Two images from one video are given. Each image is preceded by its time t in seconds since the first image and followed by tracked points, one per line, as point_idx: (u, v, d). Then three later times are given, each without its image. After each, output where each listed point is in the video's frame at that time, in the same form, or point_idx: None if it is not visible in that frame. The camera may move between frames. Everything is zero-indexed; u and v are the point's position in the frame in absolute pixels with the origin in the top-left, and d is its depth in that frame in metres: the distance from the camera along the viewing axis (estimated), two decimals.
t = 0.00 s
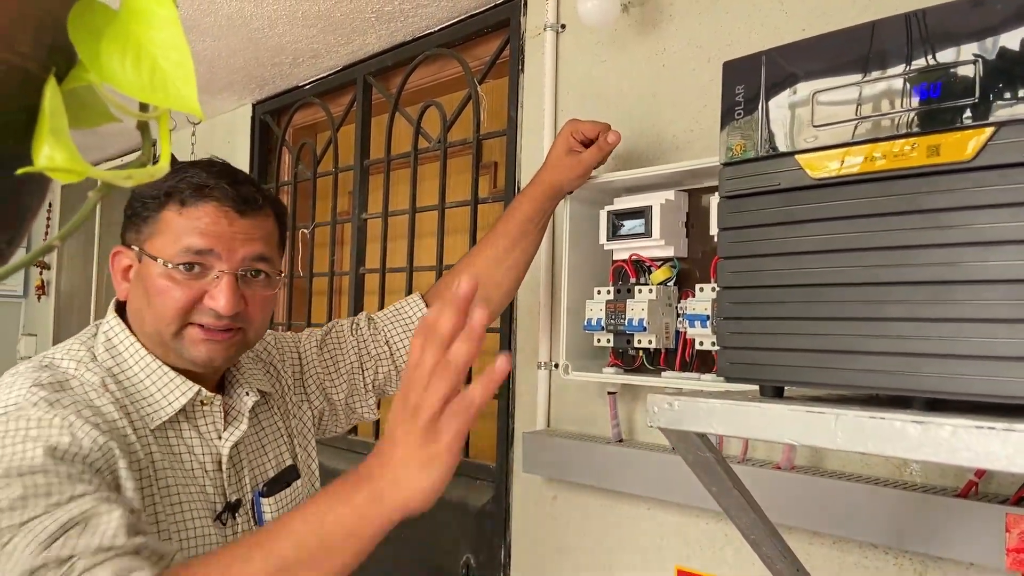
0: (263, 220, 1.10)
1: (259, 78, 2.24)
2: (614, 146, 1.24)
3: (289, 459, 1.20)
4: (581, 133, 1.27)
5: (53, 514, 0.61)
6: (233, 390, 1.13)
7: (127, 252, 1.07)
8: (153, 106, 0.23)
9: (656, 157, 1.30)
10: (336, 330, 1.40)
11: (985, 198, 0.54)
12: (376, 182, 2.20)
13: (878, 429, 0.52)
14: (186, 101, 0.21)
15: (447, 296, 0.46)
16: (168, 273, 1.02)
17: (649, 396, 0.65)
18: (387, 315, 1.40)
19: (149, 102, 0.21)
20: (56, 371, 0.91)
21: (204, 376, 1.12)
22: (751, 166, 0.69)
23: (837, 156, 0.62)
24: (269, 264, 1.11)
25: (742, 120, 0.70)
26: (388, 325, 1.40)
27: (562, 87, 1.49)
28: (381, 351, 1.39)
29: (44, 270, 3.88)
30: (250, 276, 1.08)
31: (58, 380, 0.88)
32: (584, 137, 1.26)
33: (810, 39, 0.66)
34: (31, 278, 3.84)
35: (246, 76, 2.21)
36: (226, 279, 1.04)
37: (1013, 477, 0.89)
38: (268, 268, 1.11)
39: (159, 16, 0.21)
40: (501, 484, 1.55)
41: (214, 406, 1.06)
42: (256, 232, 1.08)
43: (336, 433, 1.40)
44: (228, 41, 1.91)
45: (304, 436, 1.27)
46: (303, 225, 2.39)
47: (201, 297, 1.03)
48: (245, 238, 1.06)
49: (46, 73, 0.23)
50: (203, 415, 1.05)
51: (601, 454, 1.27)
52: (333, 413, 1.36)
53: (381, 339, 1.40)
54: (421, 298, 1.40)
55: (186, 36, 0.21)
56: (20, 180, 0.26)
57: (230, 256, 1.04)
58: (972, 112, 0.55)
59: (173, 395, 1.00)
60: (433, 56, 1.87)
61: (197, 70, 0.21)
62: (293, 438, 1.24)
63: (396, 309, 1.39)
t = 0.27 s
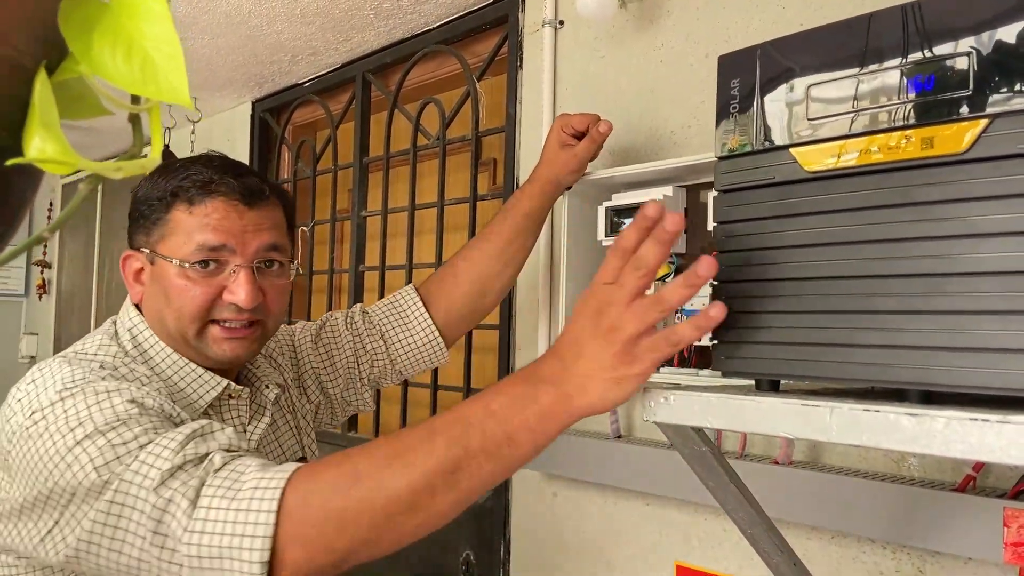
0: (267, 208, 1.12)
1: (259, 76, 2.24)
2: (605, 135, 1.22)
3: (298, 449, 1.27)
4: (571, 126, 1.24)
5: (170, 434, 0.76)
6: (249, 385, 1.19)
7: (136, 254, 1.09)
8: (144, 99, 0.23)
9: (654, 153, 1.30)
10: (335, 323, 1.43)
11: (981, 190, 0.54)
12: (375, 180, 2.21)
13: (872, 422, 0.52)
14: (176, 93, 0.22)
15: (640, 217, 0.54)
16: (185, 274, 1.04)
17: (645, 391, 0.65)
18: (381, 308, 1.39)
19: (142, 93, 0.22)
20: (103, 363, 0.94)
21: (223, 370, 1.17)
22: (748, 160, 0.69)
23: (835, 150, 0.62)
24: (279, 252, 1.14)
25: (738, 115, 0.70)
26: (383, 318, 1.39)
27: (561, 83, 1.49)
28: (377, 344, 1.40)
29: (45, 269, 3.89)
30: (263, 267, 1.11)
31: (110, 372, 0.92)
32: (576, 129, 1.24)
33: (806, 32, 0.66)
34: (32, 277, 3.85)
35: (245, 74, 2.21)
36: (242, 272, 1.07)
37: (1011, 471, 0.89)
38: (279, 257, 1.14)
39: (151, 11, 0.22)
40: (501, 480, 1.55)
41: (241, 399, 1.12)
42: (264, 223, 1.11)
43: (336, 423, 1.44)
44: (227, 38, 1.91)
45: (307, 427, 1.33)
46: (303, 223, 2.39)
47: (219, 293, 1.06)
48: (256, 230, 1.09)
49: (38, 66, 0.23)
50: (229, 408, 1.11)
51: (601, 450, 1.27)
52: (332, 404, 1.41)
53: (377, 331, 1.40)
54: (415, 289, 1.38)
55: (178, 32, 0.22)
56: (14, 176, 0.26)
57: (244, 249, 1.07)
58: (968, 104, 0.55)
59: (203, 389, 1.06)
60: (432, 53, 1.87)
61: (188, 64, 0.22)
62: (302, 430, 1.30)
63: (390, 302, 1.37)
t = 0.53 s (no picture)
0: (326, 220, 1.14)
1: (257, 74, 2.23)
2: (599, 127, 1.23)
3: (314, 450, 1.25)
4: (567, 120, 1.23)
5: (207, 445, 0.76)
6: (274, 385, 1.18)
7: (183, 255, 1.10)
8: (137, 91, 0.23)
9: (654, 150, 1.30)
10: (345, 324, 1.40)
11: (980, 184, 0.54)
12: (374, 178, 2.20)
13: (872, 417, 0.51)
14: (167, 83, 0.22)
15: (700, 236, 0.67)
16: (248, 280, 1.05)
17: (644, 386, 0.65)
18: (393, 310, 1.38)
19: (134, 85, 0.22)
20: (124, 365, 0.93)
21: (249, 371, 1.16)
22: (747, 155, 0.68)
23: (833, 145, 0.62)
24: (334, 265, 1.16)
25: (736, 111, 0.69)
26: (395, 320, 1.38)
27: (560, 80, 1.49)
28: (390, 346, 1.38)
29: (43, 268, 3.88)
30: (321, 281, 1.13)
31: (134, 376, 0.91)
32: (570, 124, 1.22)
33: (804, 27, 0.65)
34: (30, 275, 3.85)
35: (244, 72, 2.20)
36: (302, 285, 1.08)
37: (1012, 466, 0.89)
38: (334, 271, 1.16)
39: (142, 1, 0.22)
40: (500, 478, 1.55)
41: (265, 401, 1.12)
42: (326, 236, 1.13)
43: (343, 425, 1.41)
44: (225, 35, 1.91)
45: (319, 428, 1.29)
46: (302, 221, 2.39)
47: (278, 304, 1.07)
48: (318, 243, 1.11)
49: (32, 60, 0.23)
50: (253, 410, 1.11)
51: (601, 447, 1.27)
52: (340, 406, 1.38)
53: (389, 332, 1.38)
54: (424, 292, 1.38)
55: (169, 22, 0.22)
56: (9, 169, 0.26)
57: (308, 262, 1.09)
58: (968, 97, 0.55)
59: (229, 391, 1.05)
60: (431, 50, 1.86)
61: (179, 54, 0.22)
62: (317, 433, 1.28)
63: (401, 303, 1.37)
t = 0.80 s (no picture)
0: (293, 197, 1.14)
1: (258, 72, 2.23)
2: (609, 130, 1.22)
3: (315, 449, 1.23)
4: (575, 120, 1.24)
5: (208, 448, 0.76)
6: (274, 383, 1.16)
7: (158, 250, 1.12)
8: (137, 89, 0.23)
9: (655, 147, 1.30)
10: (349, 324, 1.41)
11: (984, 180, 0.54)
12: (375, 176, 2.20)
13: (875, 414, 0.51)
14: (169, 79, 0.22)
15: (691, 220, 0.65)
16: (211, 261, 1.06)
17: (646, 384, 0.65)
18: (398, 309, 1.39)
19: (134, 81, 0.22)
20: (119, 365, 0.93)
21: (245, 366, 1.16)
22: (748, 152, 0.68)
23: (835, 142, 0.62)
24: (305, 245, 1.15)
25: (738, 109, 0.69)
26: (399, 320, 1.39)
27: (560, 77, 1.48)
28: (394, 345, 1.39)
29: (44, 267, 3.88)
30: (290, 258, 1.13)
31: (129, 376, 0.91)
32: (577, 124, 1.23)
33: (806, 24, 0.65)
34: (31, 273, 3.87)
35: (244, 70, 2.20)
36: (268, 261, 1.08)
37: (1015, 464, 0.89)
38: (305, 249, 1.16)
39: None
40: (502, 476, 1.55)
41: (263, 397, 1.11)
42: (290, 212, 1.13)
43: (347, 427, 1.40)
44: (225, 34, 1.91)
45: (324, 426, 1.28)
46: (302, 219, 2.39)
47: (245, 283, 1.07)
48: (282, 218, 1.11)
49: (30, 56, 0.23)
50: (251, 407, 1.10)
51: (602, 445, 1.27)
52: (345, 406, 1.37)
53: (393, 331, 1.39)
54: (428, 291, 1.38)
55: (169, 18, 0.22)
56: (9, 169, 0.26)
57: (270, 237, 1.09)
58: (970, 93, 0.55)
59: (226, 389, 1.04)
60: (431, 48, 1.86)
61: (180, 50, 0.22)
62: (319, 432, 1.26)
63: (406, 302, 1.38)
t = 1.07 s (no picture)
0: (286, 197, 1.10)
1: (259, 70, 2.23)
2: (609, 129, 1.23)
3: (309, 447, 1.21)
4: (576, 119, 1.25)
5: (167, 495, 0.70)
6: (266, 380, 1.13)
7: (150, 248, 1.06)
8: (145, 84, 0.23)
9: (657, 144, 1.30)
10: (345, 319, 1.39)
11: (989, 176, 0.54)
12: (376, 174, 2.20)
13: (881, 411, 0.51)
14: (178, 75, 0.22)
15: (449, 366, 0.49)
16: (201, 264, 1.02)
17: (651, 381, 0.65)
18: (393, 304, 1.37)
19: (139, 79, 0.22)
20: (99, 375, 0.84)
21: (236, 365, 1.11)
22: (752, 148, 0.68)
23: (839, 139, 0.62)
24: (298, 246, 1.11)
25: (743, 105, 0.69)
26: (394, 315, 1.37)
27: (563, 74, 1.48)
28: (390, 340, 1.36)
29: (45, 265, 3.88)
30: (282, 260, 1.08)
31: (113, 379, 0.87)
32: (579, 122, 1.24)
33: (811, 20, 0.65)
34: (33, 271, 3.88)
35: (245, 68, 2.20)
36: (259, 263, 1.03)
37: (1020, 461, 0.89)
38: (298, 250, 1.11)
39: None
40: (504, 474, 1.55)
41: (253, 397, 1.06)
42: (283, 213, 1.08)
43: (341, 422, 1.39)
44: (227, 32, 1.90)
45: (316, 424, 1.26)
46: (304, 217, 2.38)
47: (235, 286, 1.03)
48: (273, 220, 1.06)
49: (37, 52, 0.23)
50: (242, 407, 1.06)
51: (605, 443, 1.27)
52: (339, 402, 1.35)
53: (389, 327, 1.37)
54: (424, 286, 1.38)
55: (177, 13, 0.22)
56: (14, 164, 0.26)
57: (261, 240, 1.04)
58: (975, 89, 0.55)
59: (215, 390, 0.99)
60: (433, 46, 1.86)
61: (189, 46, 0.22)
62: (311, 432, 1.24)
63: (401, 297, 1.36)
